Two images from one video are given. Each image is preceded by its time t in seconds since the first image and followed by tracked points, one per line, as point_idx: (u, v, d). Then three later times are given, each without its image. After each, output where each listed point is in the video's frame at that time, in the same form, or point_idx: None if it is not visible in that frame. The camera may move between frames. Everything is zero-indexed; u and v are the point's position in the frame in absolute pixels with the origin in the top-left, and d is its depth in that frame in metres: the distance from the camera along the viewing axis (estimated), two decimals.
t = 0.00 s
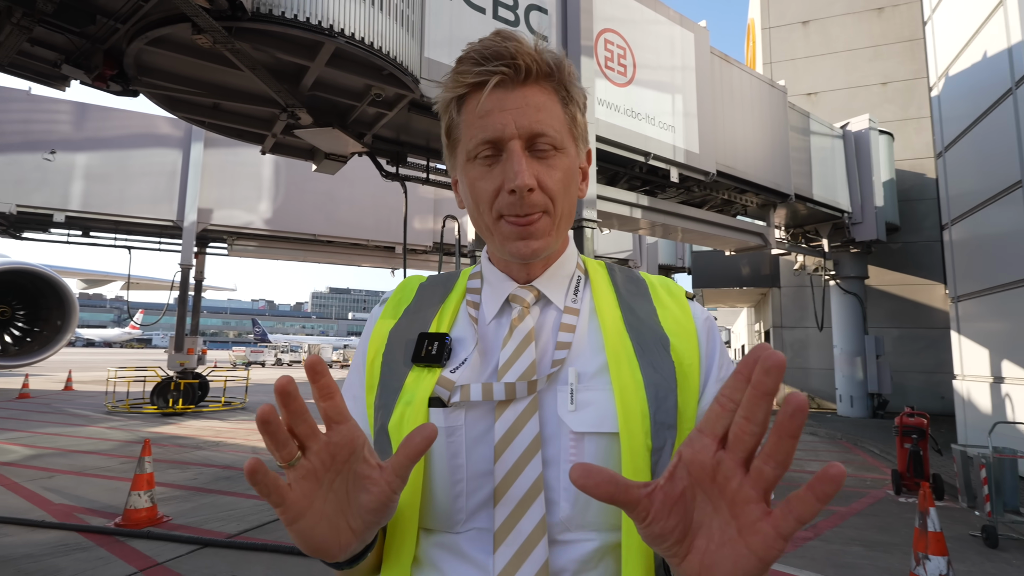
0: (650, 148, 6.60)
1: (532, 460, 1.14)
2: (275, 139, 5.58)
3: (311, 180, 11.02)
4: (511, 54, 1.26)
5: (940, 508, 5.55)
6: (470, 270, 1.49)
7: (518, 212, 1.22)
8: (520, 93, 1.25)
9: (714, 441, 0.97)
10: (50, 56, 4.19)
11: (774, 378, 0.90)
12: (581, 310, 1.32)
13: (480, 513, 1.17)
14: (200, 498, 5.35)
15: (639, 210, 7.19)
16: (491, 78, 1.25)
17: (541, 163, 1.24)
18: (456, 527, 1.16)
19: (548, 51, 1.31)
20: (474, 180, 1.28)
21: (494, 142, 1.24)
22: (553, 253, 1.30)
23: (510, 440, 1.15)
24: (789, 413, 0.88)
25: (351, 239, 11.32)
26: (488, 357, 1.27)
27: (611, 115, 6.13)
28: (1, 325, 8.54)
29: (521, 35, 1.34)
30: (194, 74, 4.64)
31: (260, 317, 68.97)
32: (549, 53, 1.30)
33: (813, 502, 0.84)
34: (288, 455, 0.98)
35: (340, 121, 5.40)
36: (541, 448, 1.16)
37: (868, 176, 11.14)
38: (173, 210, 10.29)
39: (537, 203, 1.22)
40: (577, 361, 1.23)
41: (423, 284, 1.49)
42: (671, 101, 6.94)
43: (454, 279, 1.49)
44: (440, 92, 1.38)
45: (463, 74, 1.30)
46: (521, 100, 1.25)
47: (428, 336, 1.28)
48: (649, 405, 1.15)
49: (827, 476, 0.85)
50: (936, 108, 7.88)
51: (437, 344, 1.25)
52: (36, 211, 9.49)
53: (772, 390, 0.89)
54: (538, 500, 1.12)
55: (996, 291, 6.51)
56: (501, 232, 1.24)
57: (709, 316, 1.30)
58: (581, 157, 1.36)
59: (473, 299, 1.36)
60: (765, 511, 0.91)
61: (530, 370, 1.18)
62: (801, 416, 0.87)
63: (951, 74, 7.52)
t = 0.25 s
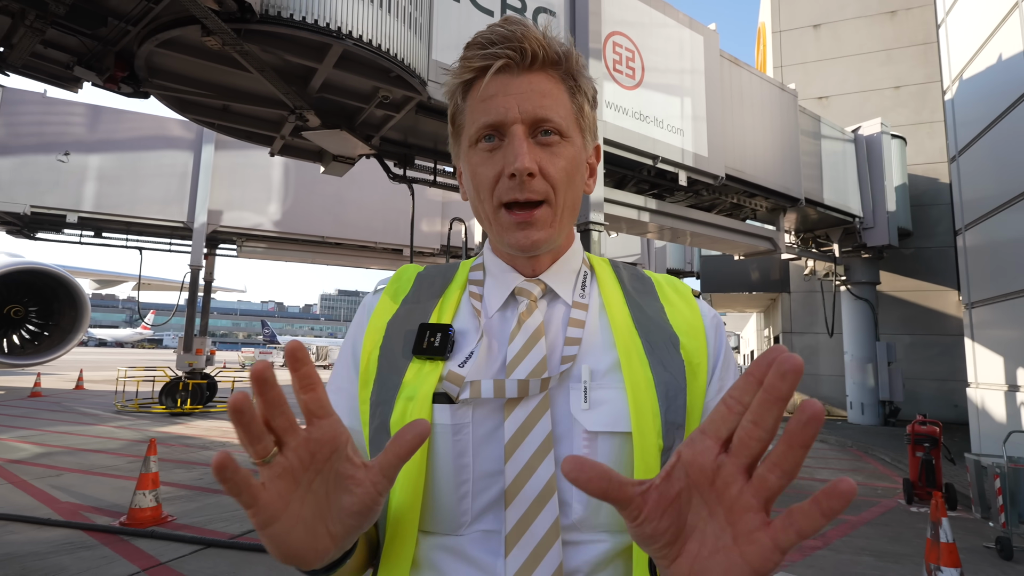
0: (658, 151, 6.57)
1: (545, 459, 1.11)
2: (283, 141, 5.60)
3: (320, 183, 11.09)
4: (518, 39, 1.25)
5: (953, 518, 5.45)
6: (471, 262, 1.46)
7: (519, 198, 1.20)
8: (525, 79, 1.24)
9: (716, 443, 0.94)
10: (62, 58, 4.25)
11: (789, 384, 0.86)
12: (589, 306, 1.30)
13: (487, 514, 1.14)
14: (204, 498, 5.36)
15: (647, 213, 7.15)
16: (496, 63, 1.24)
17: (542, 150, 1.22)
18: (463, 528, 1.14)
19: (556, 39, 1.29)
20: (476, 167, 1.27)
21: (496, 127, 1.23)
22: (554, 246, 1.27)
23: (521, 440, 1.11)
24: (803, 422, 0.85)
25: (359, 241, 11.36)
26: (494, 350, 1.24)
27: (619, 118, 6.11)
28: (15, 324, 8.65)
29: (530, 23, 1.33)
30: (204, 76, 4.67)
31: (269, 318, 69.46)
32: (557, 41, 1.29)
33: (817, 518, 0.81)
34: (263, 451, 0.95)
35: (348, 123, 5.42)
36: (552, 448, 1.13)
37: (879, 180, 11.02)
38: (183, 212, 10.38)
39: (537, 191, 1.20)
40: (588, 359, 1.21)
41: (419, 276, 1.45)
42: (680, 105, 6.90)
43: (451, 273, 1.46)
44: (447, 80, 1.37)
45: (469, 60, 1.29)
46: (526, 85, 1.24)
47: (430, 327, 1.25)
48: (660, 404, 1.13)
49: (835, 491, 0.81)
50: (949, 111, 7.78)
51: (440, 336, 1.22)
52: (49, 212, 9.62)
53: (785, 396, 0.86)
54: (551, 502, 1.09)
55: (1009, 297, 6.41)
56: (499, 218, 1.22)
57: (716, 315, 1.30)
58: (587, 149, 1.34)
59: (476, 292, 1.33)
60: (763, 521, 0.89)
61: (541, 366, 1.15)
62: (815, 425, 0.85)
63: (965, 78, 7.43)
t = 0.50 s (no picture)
0: (660, 152, 6.54)
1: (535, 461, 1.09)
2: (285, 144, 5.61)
3: (322, 186, 11.11)
4: (512, 35, 1.24)
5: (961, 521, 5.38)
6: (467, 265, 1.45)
7: (505, 193, 1.19)
8: (517, 75, 1.23)
9: (719, 475, 0.88)
10: (65, 62, 4.28)
11: (796, 417, 0.82)
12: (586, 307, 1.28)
13: (475, 517, 1.12)
14: (207, 501, 5.36)
15: (650, 214, 7.13)
16: (489, 58, 1.23)
17: (531, 144, 1.20)
18: (450, 532, 1.12)
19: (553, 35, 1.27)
20: (468, 161, 1.27)
21: (487, 122, 1.22)
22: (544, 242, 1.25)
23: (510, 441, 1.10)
24: (811, 459, 0.81)
25: (361, 243, 11.36)
26: (487, 349, 1.23)
27: (622, 119, 6.10)
28: (20, 327, 8.70)
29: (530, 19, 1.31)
30: (206, 80, 4.69)
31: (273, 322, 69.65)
32: (553, 37, 1.27)
33: (828, 560, 0.77)
34: (253, 433, 0.96)
35: (350, 125, 5.43)
36: (543, 450, 1.11)
37: (884, 181, 10.96)
38: (187, 215, 10.41)
39: (523, 185, 1.18)
40: (583, 358, 1.19)
41: (416, 277, 1.44)
42: (682, 105, 6.87)
43: (449, 275, 1.45)
44: (447, 77, 1.38)
45: (465, 55, 1.29)
46: (517, 81, 1.23)
47: (423, 327, 1.24)
48: (656, 407, 1.11)
49: (848, 532, 0.78)
50: (955, 110, 7.73)
51: (432, 334, 1.21)
52: (55, 215, 9.67)
53: (793, 428, 0.81)
54: (540, 505, 1.07)
55: (1016, 298, 6.35)
56: (486, 212, 1.21)
57: (718, 318, 1.28)
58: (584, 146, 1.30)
59: (470, 291, 1.32)
60: (771, 559, 0.84)
61: (534, 365, 1.13)
62: (825, 464, 0.81)
63: (970, 76, 7.37)
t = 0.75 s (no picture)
0: (660, 152, 6.54)
1: (533, 459, 1.07)
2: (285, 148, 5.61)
3: (322, 190, 11.13)
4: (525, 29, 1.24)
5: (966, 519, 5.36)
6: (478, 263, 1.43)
7: (497, 178, 1.18)
8: (526, 67, 1.23)
9: (729, 493, 0.80)
10: (63, 68, 4.28)
11: (812, 437, 0.72)
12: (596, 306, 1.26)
13: (472, 519, 1.10)
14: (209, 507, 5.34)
15: (650, 215, 7.12)
16: (498, 51, 1.24)
17: (531, 132, 1.19)
18: (448, 533, 1.10)
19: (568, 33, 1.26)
20: (473, 152, 1.28)
21: (491, 110, 1.23)
22: (541, 232, 1.21)
23: (508, 438, 1.08)
24: (826, 485, 0.72)
25: (361, 247, 11.35)
26: (491, 347, 1.21)
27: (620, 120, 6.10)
28: (21, 334, 8.71)
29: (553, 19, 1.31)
30: (205, 85, 4.68)
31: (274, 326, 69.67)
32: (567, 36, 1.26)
33: None
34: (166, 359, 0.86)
35: (348, 129, 5.43)
36: (542, 451, 1.09)
37: (883, 179, 10.96)
38: (187, 220, 10.40)
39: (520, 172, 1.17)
40: (589, 358, 1.17)
41: (430, 276, 1.44)
42: (681, 106, 6.87)
43: (463, 275, 1.44)
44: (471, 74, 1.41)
45: (482, 50, 1.31)
46: (525, 73, 1.23)
47: (431, 325, 1.23)
48: (663, 409, 1.08)
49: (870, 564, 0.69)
50: (953, 108, 7.73)
51: (439, 333, 1.20)
52: (54, 222, 9.66)
53: (808, 449, 0.72)
54: (537, 504, 1.04)
55: (1016, 295, 6.34)
56: (483, 197, 1.21)
57: (736, 318, 1.23)
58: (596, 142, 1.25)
59: (479, 289, 1.32)
60: None
61: (535, 362, 1.12)
62: (841, 491, 0.71)
63: (968, 74, 7.37)
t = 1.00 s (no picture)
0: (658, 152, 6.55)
1: (539, 455, 1.05)
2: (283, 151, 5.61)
3: (320, 194, 11.12)
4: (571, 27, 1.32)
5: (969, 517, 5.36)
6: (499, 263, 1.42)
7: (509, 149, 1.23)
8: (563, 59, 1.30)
9: (746, 551, 0.61)
10: (60, 74, 4.27)
11: (840, 502, 0.53)
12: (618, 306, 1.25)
13: (476, 516, 1.08)
14: (209, 513, 5.31)
15: (649, 215, 7.12)
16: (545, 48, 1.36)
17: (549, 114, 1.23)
18: (450, 528, 1.08)
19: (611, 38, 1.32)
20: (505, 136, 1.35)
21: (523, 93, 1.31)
22: (545, 212, 1.23)
23: (515, 431, 1.07)
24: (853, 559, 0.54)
25: (360, 250, 11.34)
26: (504, 339, 1.20)
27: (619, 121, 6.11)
28: (18, 341, 8.72)
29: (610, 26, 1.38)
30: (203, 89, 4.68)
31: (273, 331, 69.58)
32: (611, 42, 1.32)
33: None
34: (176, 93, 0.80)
35: (347, 132, 5.42)
36: (549, 451, 1.08)
37: (881, 177, 10.98)
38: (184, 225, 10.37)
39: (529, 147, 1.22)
40: (605, 358, 1.16)
41: (455, 269, 1.43)
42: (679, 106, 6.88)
43: (486, 272, 1.43)
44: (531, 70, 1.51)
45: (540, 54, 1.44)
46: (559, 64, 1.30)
47: (449, 315, 1.22)
48: (680, 418, 1.06)
49: None
50: (950, 106, 7.74)
51: (455, 324, 1.19)
52: (51, 228, 9.63)
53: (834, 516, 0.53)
54: (542, 499, 1.03)
55: (1016, 292, 6.35)
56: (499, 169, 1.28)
57: (768, 332, 1.21)
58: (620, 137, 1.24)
59: (499, 282, 1.30)
60: None
61: (545, 356, 1.09)
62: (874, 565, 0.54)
63: (965, 72, 7.39)
